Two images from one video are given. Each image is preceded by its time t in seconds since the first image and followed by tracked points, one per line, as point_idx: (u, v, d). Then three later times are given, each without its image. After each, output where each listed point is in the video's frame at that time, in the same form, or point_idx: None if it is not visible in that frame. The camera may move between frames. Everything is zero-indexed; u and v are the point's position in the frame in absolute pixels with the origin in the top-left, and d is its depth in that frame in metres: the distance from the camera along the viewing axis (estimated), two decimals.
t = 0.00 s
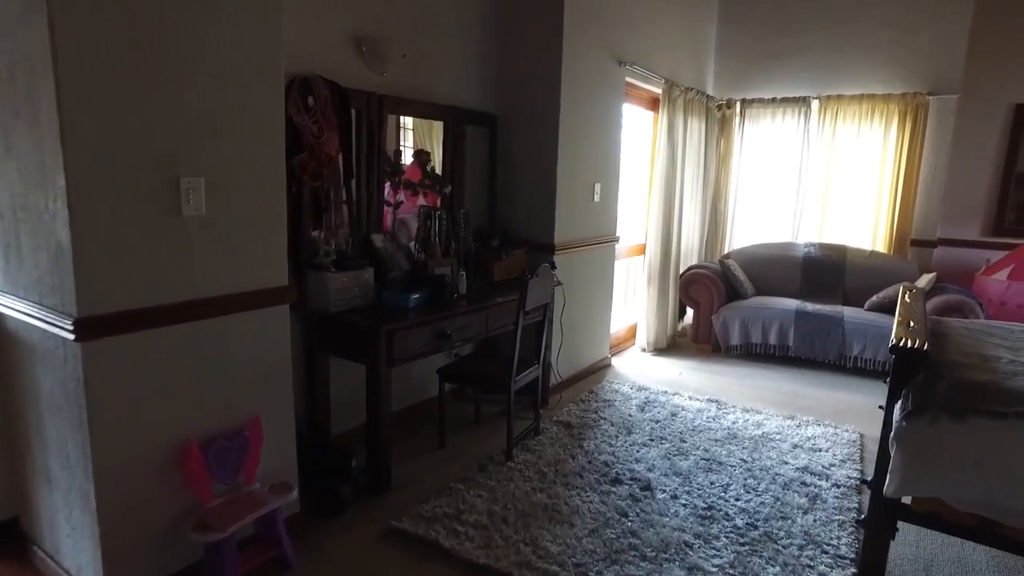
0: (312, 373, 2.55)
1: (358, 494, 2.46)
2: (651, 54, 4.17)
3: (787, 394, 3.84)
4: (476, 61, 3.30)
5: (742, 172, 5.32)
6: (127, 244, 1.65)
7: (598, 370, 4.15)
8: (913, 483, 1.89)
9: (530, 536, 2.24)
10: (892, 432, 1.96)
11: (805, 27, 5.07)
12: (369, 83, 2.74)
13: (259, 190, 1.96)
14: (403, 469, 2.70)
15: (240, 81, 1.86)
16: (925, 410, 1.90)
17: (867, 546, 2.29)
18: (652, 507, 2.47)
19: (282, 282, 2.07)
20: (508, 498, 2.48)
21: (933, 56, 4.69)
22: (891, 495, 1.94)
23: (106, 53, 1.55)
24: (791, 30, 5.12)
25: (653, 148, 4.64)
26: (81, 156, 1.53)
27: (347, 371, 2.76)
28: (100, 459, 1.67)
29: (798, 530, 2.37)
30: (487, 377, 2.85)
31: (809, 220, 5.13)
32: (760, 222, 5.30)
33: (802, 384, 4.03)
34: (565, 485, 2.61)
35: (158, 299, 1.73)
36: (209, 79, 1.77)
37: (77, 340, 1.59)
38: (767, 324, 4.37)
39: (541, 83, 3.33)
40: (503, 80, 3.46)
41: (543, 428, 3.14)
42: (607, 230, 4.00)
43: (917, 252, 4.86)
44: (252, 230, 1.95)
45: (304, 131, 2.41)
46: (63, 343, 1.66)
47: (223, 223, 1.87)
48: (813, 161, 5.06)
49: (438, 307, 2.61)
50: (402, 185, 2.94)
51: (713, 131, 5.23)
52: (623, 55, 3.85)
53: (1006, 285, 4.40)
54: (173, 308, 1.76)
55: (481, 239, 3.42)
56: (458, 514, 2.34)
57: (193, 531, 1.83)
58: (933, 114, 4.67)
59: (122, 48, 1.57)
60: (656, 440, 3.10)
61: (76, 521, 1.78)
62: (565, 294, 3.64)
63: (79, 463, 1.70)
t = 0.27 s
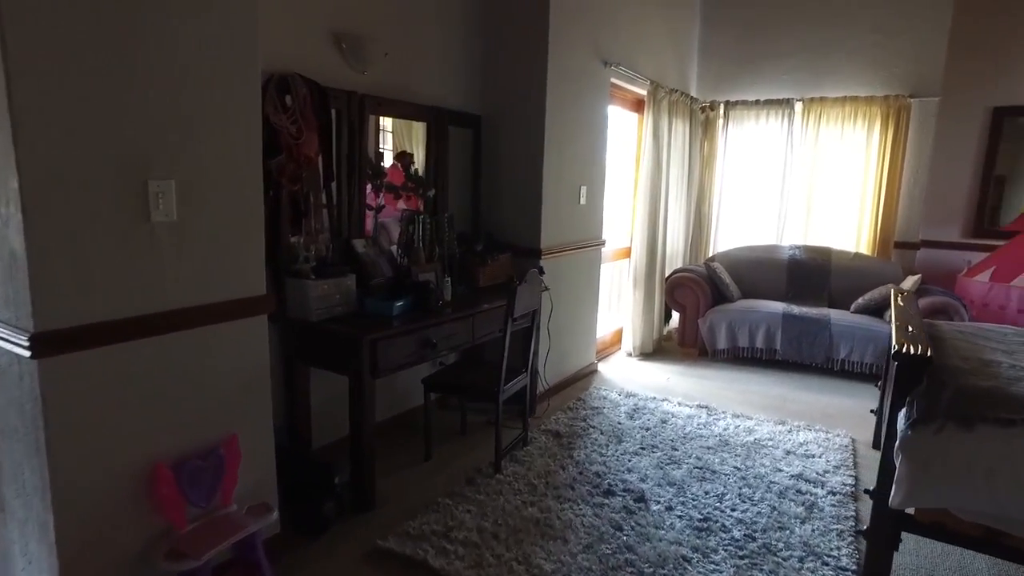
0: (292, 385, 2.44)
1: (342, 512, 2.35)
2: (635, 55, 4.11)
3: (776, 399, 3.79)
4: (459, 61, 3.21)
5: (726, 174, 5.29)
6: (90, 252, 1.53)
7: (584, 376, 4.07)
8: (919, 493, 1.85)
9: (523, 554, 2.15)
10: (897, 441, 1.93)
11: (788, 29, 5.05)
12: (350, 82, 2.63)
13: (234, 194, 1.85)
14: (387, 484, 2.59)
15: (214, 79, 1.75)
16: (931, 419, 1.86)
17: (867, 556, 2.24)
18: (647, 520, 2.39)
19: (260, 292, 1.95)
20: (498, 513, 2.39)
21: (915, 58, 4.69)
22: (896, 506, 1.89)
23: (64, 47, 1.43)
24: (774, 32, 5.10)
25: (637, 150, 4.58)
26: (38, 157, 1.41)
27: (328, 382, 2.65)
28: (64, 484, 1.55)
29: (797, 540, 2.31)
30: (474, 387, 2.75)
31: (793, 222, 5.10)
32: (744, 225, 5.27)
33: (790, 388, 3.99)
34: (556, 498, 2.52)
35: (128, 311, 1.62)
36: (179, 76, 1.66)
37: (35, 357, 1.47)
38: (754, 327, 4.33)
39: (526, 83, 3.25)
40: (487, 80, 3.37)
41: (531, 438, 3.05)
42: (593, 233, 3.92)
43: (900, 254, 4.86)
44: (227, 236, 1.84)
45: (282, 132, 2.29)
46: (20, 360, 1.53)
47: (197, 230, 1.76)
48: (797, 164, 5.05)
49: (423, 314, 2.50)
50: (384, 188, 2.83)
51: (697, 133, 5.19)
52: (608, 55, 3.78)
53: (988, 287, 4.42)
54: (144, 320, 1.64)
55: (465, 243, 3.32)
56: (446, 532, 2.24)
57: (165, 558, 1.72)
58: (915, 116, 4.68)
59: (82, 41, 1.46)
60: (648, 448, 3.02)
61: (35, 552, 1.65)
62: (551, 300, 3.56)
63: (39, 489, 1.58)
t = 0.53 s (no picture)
0: (266, 396, 2.34)
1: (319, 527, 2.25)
2: (614, 56, 4.07)
3: (758, 401, 3.77)
4: (437, 60, 3.13)
5: (704, 176, 5.28)
6: (45, 260, 1.42)
7: (565, 381, 4.02)
8: (913, 498, 1.86)
9: (510, 567, 2.08)
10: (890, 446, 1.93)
11: (764, 31, 5.06)
12: (324, 80, 2.54)
13: (204, 197, 1.75)
14: (367, 497, 2.50)
15: (182, 75, 1.66)
16: (924, 422, 1.86)
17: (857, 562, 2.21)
18: (635, 529, 2.34)
19: (232, 300, 1.86)
20: (483, 525, 2.32)
21: (889, 61, 4.73)
22: (889, 511, 1.91)
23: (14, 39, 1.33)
24: (750, 34, 5.11)
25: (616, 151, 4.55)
26: None
27: (303, 392, 2.55)
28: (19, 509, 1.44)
29: (787, 547, 2.27)
30: (454, 395, 2.67)
31: (770, 223, 5.11)
32: (722, 226, 5.27)
33: (771, 390, 3.98)
34: (541, 508, 2.46)
35: (91, 321, 1.52)
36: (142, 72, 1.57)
37: None
38: (734, 329, 4.32)
39: (506, 83, 3.19)
40: (466, 80, 3.30)
41: (514, 446, 2.98)
42: (573, 236, 3.87)
43: (876, 255, 4.89)
44: (196, 242, 1.74)
45: (253, 132, 2.20)
46: None
47: (165, 235, 1.67)
48: (774, 165, 5.05)
49: (402, 321, 2.42)
50: (360, 190, 2.75)
51: (675, 134, 5.18)
52: (587, 55, 3.74)
53: (962, 287, 4.44)
54: (108, 331, 1.55)
55: (444, 247, 3.24)
56: (429, 546, 2.16)
57: None
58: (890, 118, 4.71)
59: (35, 35, 1.36)
60: (632, 454, 2.97)
61: None
62: (532, 304, 3.50)
63: None
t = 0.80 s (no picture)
0: (230, 408, 2.24)
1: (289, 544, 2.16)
2: (586, 56, 4.04)
3: (733, 402, 3.77)
4: (407, 59, 3.06)
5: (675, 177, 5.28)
6: None
7: (540, 385, 3.96)
8: (897, 501, 1.84)
9: None
10: (873, 448, 1.90)
11: (734, 32, 5.09)
12: (291, 78, 2.45)
13: (162, 200, 1.66)
14: (338, 510, 2.41)
15: (137, 71, 1.56)
16: (906, 423, 1.84)
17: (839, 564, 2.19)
18: (616, 536, 2.29)
19: (193, 307, 1.77)
20: (460, 536, 2.25)
21: (856, 63, 4.78)
22: (872, 514, 1.89)
23: None
24: (720, 35, 5.13)
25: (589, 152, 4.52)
26: None
27: (270, 402, 2.45)
28: None
29: (769, 551, 2.25)
30: (428, 403, 2.59)
31: (742, 224, 5.13)
32: (694, 227, 5.27)
33: (745, 390, 3.98)
34: (519, 517, 2.39)
35: (41, 333, 1.43)
36: (92, 67, 1.47)
37: None
38: (707, 330, 4.32)
39: (478, 83, 3.13)
40: (436, 79, 3.23)
41: (490, 453, 2.92)
42: (546, 238, 3.83)
43: (846, 254, 4.94)
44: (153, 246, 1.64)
45: (215, 131, 2.10)
46: None
47: (120, 240, 1.57)
48: (745, 166, 5.07)
49: (374, 326, 2.34)
50: (329, 192, 2.66)
51: (647, 135, 5.17)
52: (560, 55, 3.70)
53: (929, 286, 4.50)
54: (56, 344, 1.45)
55: (416, 250, 3.16)
56: (405, 560, 2.09)
57: None
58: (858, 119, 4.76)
59: None
60: (610, 459, 2.93)
61: None
62: (506, 307, 3.44)
63: None
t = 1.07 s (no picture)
0: (190, 420, 2.14)
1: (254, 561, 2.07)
2: (557, 56, 4.00)
3: (707, 403, 3.75)
4: (374, 57, 2.98)
5: (646, 177, 5.27)
6: None
7: (513, 389, 3.91)
8: (877, 504, 1.83)
9: None
10: (852, 450, 1.89)
11: (702, 33, 5.10)
12: (252, 76, 2.36)
13: (113, 203, 1.56)
14: (306, 524, 2.32)
15: (85, 66, 1.47)
16: (885, 425, 1.83)
17: (818, 568, 2.17)
18: (593, 545, 2.24)
19: (148, 316, 1.67)
20: (433, 548, 2.18)
21: (822, 65, 4.83)
22: (853, 518, 1.88)
23: None
24: (689, 36, 5.13)
25: (560, 153, 4.48)
26: None
27: (232, 414, 2.34)
28: None
29: (748, 556, 2.22)
30: (399, 411, 2.51)
31: (712, 224, 5.15)
32: (665, 228, 5.26)
33: (719, 391, 3.97)
34: (494, 527, 2.33)
35: None
36: (34, 61, 1.37)
37: None
38: (680, 331, 4.31)
39: (447, 82, 3.06)
40: (405, 78, 3.16)
41: (463, 461, 2.85)
42: (518, 240, 3.77)
43: (814, 254, 4.98)
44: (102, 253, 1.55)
45: (172, 130, 2.00)
46: None
47: (68, 246, 1.47)
48: (715, 167, 5.08)
49: (342, 333, 2.26)
50: (294, 194, 2.56)
51: (617, 136, 5.15)
52: (530, 54, 3.65)
53: (896, 285, 4.55)
54: None
55: (384, 254, 3.08)
56: None
57: None
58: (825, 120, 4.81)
59: None
60: (586, 464, 2.88)
61: None
62: (477, 311, 3.37)
63: None
